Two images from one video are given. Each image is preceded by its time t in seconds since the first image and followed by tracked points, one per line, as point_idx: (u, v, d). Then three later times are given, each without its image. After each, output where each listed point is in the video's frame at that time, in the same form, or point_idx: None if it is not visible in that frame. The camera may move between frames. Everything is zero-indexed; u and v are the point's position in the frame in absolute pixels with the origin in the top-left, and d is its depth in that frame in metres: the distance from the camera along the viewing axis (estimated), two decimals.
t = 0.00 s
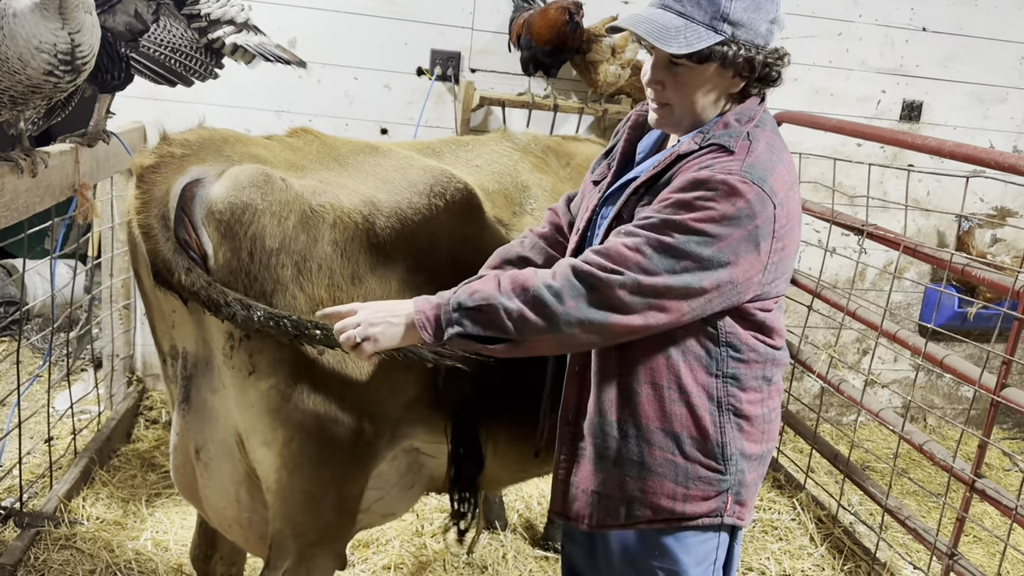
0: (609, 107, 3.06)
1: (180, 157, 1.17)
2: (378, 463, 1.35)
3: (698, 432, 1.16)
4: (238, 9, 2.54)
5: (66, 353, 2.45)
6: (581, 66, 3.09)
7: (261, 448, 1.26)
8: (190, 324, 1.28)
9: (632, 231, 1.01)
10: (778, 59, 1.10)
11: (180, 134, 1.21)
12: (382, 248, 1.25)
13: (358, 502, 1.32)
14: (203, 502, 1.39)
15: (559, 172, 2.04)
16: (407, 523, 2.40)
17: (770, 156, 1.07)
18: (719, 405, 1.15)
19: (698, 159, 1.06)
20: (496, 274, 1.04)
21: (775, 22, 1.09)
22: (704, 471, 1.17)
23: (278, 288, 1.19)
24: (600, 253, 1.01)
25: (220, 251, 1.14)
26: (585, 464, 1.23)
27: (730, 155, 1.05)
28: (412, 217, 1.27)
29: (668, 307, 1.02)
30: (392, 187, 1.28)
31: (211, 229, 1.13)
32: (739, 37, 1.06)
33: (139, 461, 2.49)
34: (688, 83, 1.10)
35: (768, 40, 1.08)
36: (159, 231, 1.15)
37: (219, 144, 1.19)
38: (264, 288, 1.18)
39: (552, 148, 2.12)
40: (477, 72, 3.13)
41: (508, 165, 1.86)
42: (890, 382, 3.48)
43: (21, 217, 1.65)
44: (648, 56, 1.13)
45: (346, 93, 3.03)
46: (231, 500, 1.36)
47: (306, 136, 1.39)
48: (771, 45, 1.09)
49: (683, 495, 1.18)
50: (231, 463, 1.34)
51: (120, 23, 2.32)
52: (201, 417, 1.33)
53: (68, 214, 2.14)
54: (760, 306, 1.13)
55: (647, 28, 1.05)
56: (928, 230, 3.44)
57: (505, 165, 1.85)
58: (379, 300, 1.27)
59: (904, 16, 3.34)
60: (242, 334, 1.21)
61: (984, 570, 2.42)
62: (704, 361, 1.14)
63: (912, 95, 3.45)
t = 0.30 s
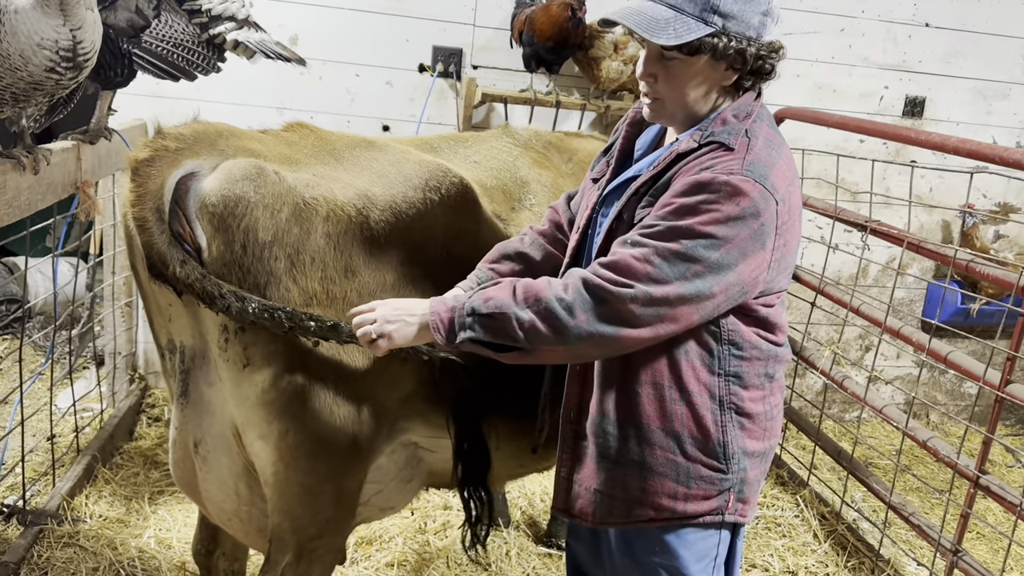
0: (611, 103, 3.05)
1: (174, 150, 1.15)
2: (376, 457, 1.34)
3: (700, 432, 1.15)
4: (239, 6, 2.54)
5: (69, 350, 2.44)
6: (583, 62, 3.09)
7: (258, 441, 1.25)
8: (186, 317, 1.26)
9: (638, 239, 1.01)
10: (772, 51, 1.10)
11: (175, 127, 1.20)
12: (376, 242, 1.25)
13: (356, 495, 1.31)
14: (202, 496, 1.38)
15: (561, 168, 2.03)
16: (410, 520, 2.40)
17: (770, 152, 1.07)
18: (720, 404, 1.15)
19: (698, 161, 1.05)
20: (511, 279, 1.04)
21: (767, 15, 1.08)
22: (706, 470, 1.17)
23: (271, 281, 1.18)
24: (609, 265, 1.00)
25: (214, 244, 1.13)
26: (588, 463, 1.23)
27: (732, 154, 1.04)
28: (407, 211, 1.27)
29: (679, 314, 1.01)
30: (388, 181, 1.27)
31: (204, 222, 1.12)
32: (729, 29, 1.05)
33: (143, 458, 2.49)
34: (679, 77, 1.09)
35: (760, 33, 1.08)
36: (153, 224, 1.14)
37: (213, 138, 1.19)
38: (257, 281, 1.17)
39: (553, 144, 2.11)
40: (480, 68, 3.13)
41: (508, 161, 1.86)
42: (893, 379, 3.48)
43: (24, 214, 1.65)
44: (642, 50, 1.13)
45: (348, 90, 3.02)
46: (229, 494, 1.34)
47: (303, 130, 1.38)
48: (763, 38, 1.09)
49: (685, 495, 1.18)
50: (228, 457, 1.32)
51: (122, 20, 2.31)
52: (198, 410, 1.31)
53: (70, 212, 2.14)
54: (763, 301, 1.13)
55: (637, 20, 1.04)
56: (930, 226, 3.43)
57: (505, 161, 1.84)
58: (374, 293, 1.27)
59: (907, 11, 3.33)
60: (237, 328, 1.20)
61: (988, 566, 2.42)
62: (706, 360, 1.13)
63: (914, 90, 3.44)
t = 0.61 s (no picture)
0: (614, 100, 3.05)
1: (175, 148, 1.15)
2: (377, 456, 1.34)
3: (708, 433, 1.15)
4: (240, 6, 2.53)
5: (72, 350, 2.44)
6: (586, 59, 3.09)
7: (259, 439, 1.23)
8: (186, 316, 1.25)
9: (665, 253, 0.99)
10: (773, 48, 1.10)
11: (176, 125, 1.20)
12: (376, 239, 1.25)
13: (358, 494, 1.29)
14: (203, 495, 1.37)
15: (563, 165, 2.03)
16: (414, 518, 2.40)
17: (781, 150, 1.07)
18: (728, 404, 1.14)
19: (715, 162, 1.04)
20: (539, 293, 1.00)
21: (769, 12, 1.08)
22: (713, 471, 1.17)
23: (271, 280, 1.18)
24: (638, 283, 0.98)
25: (214, 242, 1.13)
26: (595, 464, 1.22)
27: (747, 156, 1.04)
28: (408, 209, 1.26)
29: (707, 327, 1.01)
30: (389, 179, 1.27)
31: (205, 220, 1.12)
32: (731, 27, 1.05)
33: (146, 458, 2.48)
34: (682, 75, 1.08)
35: (762, 30, 1.07)
36: (155, 222, 1.14)
37: (213, 136, 1.18)
38: (257, 279, 1.17)
39: (556, 141, 2.11)
40: (482, 66, 3.13)
41: (509, 159, 1.85)
42: (897, 376, 3.48)
43: (27, 214, 1.65)
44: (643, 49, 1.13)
45: (350, 89, 3.02)
46: (231, 492, 1.33)
47: (304, 128, 1.37)
48: (765, 35, 1.08)
49: (691, 495, 1.17)
50: (229, 455, 1.30)
51: (120, 19, 2.34)
52: (200, 408, 1.30)
53: (73, 212, 2.14)
54: (771, 299, 1.12)
55: (639, 20, 1.04)
56: (933, 222, 3.43)
57: (507, 159, 1.84)
58: (375, 290, 1.27)
59: (910, 7, 3.32)
60: (238, 326, 1.19)
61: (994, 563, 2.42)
62: (714, 361, 1.12)
63: (918, 87, 3.44)
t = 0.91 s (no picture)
0: (615, 101, 3.05)
1: (177, 151, 1.15)
2: (380, 458, 1.34)
3: (717, 438, 1.15)
4: (243, 8, 2.56)
5: (76, 353, 2.44)
6: (587, 60, 3.09)
7: (261, 441, 1.22)
8: (189, 319, 1.25)
9: (724, 284, 0.97)
10: (775, 46, 1.10)
11: (178, 128, 1.20)
12: (378, 240, 1.25)
13: (361, 497, 1.29)
14: (207, 498, 1.36)
15: (565, 166, 2.03)
16: (419, 520, 2.40)
17: (796, 149, 1.09)
18: (738, 409, 1.14)
19: (745, 172, 1.03)
20: (613, 365, 1.00)
21: (771, 10, 1.08)
22: (721, 475, 1.17)
23: (273, 282, 1.17)
24: (708, 325, 0.96)
25: (216, 245, 1.12)
26: (600, 470, 1.22)
27: (771, 160, 1.04)
28: (410, 210, 1.26)
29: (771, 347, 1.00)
30: (391, 180, 1.27)
31: (207, 224, 1.11)
32: (733, 25, 1.05)
33: (150, 461, 2.48)
34: (684, 74, 1.08)
35: (763, 28, 1.07)
36: (156, 225, 1.14)
37: (216, 138, 1.19)
38: (259, 282, 1.16)
39: (557, 142, 2.11)
40: (483, 68, 3.13)
41: (511, 160, 1.85)
42: (901, 374, 3.48)
43: (30, 218, 1.65)
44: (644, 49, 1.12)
45: (352, 91, 3.02)
46: (234, 495, 1.33)
47: (305, 130, 1.37)
48: (767, 33, 1.08)
49: (699, 499, 1.17)
50: (232, 458, 1.30)
51: (123, 23, 2.34)
52: (203, 411, 1.30)
53: (75, 216, 2.14)
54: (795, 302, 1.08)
55: (641, 19, 1.04)
56: (936, 221, 3.42)
57: (508, 160, 1.84)
58: (377, 291, 1.27)
59: (912, 5, 3.32)
60: (240, 329, 1.19)
61: (999, 562, 2.41)
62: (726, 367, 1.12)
63: (919, 85, 3.43)
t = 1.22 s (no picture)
0: (615, 106, 3.05)
1: (177, 162, 1.15)
2: (380, 467, 1.34)
3: (746, 443, 1.15)
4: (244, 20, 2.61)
5: (80, 363, 2.45)
6: (587, 65, 3.09)
7: (262, 451, 1.23)
8: (189, 329, 1.25)
9: (763, 299, 1.01)
10: (772, 56, 1.10)
11: (177, 139, 1.20)
12: (377, 248, 1.24)
13: (362, 506, 1.30)
14: (209, 507, 1.37)
15: (564, 172, 2.03)
16: (422, 526, 2.40)
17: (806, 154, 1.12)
18: (764, 413, 1.15)
19: (772, 182, 1.05)
20: (654, 391, 1.03)
21: (767, 20, 1.08)
22: (749, 482, 1.17)
23: (271, 292, 1.17)
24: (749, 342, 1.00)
25: (213, 255, 1.12)
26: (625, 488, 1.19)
27: (793, 167, 1.06)
28: (409, 218, 1.27)
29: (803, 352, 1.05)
30: (389, 189, 1.28)
31: (206, 234, 1.10)
32: (730, 38, 1.05)
33: (154, 470, 2.49)
34: (682, 89, 1.09)
35: (760, 39, 1.07)
36: (155, 236, 1.14)
37: (215, 149, 1.19)
38: (256, 292, 1.16)
39: (555, 148, 2.12)
40: (483, 74, 3.14)
41: (509, 167, 1.86)
42: (904, 376, 3.47)
43: (33, 229, 1.66)
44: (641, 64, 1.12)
45: (352, 99, 3.03)
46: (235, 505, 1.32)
47: (304, 140, 1.38)
48: (764, 43, 1.08)
49: (728, 508, 1.17)
50: (234, 468, 1.30)
51: (126, 34, 2.32)
52: (203, 421, 1.30)
53: (78, 227, 2.15)
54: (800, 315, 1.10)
55: (639, 37, 1.04)
56: (937, 222, 3.42)
57: (506, 167, 1.84)
58: (377, 299, 1.27)
59: (910, 7, 3.32)
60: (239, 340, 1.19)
61: (1004, 563, 2.41)
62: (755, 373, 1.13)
63: (919, 86, 3.43)
